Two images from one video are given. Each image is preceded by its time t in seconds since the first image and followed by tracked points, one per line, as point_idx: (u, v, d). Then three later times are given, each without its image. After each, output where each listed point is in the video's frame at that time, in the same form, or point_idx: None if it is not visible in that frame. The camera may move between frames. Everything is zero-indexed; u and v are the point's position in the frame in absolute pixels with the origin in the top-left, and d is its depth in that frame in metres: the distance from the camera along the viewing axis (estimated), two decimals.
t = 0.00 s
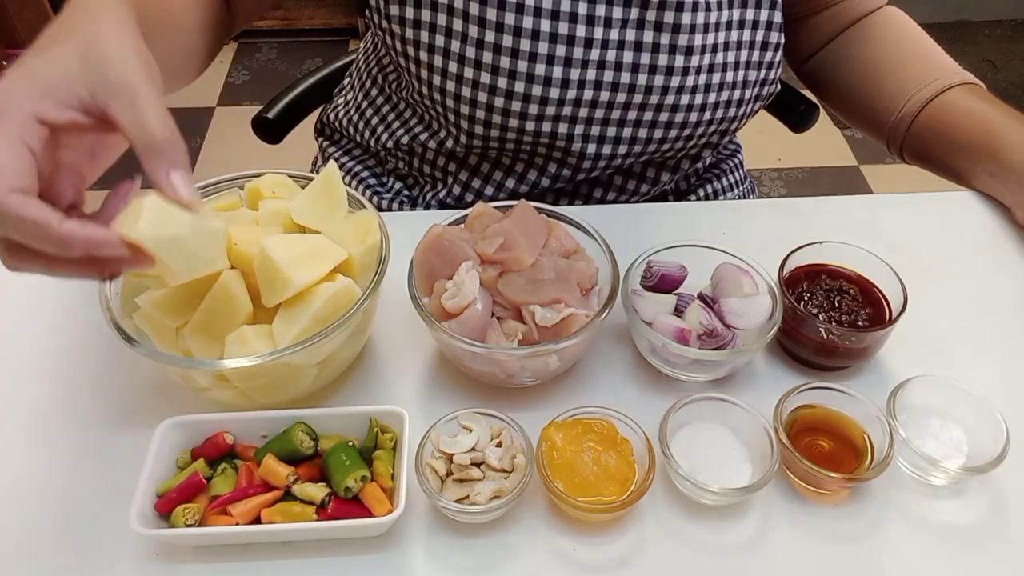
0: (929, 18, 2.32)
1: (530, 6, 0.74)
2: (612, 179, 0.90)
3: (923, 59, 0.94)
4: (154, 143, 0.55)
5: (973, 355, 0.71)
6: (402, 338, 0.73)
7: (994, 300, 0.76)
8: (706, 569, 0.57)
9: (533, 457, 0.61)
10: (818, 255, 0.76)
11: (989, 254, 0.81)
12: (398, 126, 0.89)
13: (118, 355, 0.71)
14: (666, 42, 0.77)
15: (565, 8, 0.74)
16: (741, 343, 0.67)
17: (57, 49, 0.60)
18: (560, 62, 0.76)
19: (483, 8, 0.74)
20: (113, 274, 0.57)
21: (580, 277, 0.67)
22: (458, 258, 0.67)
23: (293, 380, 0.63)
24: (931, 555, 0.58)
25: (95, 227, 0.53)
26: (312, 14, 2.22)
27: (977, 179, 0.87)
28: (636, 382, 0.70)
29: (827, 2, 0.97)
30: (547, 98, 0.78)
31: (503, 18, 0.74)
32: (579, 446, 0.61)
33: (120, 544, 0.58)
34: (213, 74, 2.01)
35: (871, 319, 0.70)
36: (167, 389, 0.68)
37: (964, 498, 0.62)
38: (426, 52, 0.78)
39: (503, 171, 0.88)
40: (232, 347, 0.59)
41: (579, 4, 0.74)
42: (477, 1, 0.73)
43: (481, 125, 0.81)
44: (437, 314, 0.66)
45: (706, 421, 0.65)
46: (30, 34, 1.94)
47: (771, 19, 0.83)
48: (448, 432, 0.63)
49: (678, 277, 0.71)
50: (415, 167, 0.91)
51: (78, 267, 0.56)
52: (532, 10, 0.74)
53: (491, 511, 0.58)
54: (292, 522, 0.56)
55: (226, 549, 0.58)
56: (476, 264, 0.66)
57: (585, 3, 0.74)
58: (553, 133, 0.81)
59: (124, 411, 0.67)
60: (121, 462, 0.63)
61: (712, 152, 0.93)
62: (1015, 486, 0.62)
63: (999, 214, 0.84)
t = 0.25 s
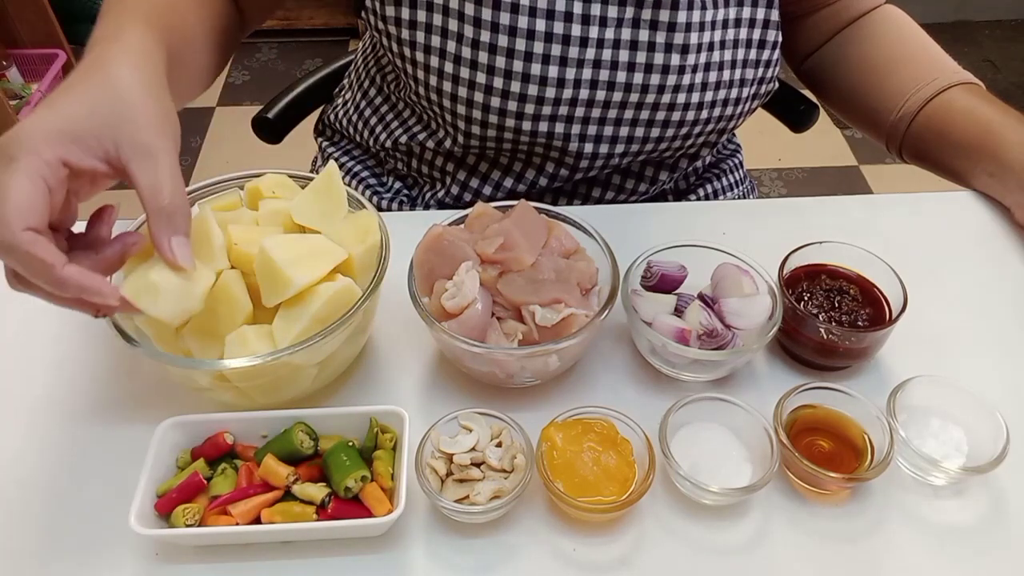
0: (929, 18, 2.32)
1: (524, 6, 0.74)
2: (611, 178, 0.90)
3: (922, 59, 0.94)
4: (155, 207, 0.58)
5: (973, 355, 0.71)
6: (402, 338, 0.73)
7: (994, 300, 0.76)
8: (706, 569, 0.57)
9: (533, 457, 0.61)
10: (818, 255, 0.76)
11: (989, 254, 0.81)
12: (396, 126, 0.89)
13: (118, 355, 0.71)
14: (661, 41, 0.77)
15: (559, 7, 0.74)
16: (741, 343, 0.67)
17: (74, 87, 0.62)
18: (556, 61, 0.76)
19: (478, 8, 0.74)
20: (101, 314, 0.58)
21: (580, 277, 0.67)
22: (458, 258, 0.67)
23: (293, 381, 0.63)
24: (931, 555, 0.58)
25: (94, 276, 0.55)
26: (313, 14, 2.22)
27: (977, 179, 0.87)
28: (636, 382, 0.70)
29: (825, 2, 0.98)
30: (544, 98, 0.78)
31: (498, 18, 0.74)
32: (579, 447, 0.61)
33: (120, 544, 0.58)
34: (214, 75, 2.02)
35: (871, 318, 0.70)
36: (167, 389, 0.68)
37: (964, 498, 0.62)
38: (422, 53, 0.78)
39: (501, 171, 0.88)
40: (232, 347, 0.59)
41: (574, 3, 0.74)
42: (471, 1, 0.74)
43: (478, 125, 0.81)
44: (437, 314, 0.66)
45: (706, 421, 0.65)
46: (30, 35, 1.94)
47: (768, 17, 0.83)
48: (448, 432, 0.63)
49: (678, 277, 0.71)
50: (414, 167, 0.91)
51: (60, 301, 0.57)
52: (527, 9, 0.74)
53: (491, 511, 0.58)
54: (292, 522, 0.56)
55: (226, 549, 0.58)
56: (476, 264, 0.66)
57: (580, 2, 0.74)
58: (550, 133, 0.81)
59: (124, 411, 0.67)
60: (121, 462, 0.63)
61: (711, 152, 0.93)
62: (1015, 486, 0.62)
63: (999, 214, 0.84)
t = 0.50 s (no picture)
0: (930, 18, 2.32)
1: (524, 8, 0.74)
2: (611, 178, 0.90)
3: (922, 58, 0.94)
4: (139, 228, 0.58)
5: (973, 355, 0.71)
6: (402, 338, 0.73)
7: (994, 300, 0.76)
8: (706, 569, 0.57)
9: (533, 457, 0.61)
10: (818, 255, 0.76)
11: (989, 254, 0.81)
12: (397, 126, 0.89)
13: (118, 355, 0.71)
14: (661, 42, 0.77)
15: (559, 9, 0.74)
16: (742, 343, 0.67)
17: (83, 104, 0.63)
18: (555, 63, 0.76)
19: (477, 9, 0.74)
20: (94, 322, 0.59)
21: (580, 277, 0.67)
22: (458, 259, 0.67)
23: (294, 380, 0.63)
24: (931, 555, 0.58)
25: (86, 281, 0.56)
26: (312, 14, 2.22)
27: (977, 179, 0.87)
28: (636, 382, 0.70)
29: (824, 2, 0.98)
30: (543, 99, 0.78)
31: (498, 20, 0.74)
32: (579, 447, 0.61)
33: (120, 545, 0.58)
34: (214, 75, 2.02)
35: (871, 318, 0.70)
36: (167, 389, 0.68)
37: (964, 498, 0.62)
38: (422, 54, 0.78)
39: (501, 171, 0.88)
40: (232, 347, 0.59)
41: (573, 4, 0.74)
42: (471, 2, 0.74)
43: (478, 127, 0.81)
44: (437, 314, 0.66)
45: (706, 421, 0.65)
46: (30, 35, 1.94)
47: (767, 17, 0.83)
48: (448, 432, 0.63)
49: (678, 277, 0.71)
50: (414, 167, 0.91)
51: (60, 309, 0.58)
52: (526, 11, 0.74)
53: (491, 511, 0.58)
54: (292, 522, 0.56)
55: (225, 549, 0.58)
56: (476, 264, 0.66)
57: (579, 3, 0.74)
58: (549, 134, 0.81)
59: (124, 412, 0.66)
60: (121, 462, 0.63)
61: (711, 151, 0.93)
62: (1015, 486, 0.62)
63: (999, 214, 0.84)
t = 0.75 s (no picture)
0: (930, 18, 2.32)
1: (523, 10, 0.74)
2: (611, 179, 0.90)
3: (921, 58, 0.94)
4: (146, 234, 0.58)
5: (973, 355, 0.71)
6: (402, 338, 0.73)
7: (994, 300, 0.76)
8: (706, 569, 0.57)
9: (533, 457, 0.61)
10: (818, 255, 0.76)
11: (988, 254, 0.81)
12: (397, 127, 0.89)
13: (117, 355, 0.71)
14: (660, 43, 0.77)
15: (558, 11, 0.74)
16: (742, 343, 0.67)
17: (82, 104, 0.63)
18: (555, 64, 0.76)
19: (477, 12, 0.74)
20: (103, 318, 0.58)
21: (580, 277, 0.67)
22: (458, 258, 0.67)
23: (293, 380, 0.63)
24: (931, 555, 0.58)
25: (115, 273, 0.55)
26: (313, 14, 2.22)
27: (977, 180, 0.87)
28: (636, 382, 0.70)
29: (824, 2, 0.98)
30: (543, 101, 0.78)
31: (497, 22, 0.74)
32: (579, 447, 0.61)
33: (119, 545, 0.58)
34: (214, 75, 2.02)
35: (871, 318, 0.70)
36: (167, 389, 0.68)
37: (964, 498, 0.62)
38: (421, 57, 0.78)
39: (502, 172, 0.88)
40: (232, 347, 0.59)
41: (572, 6, 0.74)
42: (470, 5, 0.74)
43: (478, 128, 0.82)
44: (437, 314, 0.66)
45: (706, 421, 0.65)
46: (30, 35, 1.94)
47: (767, 18, 0.82)
48: (448, 432, 0.63)
49: (678, 277, 0.71)
50: (414, 168, 0.91)
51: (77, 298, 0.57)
52: (525, 13, 0.74)
53: (491, 511, 0.58)
54: (292, 522, 0.56)
55: (225, 549, 0.58)
56: (476, 264, 0.66)
57: (578, 5, 0.75)
58: (549, 136, 0.81)
59: (124, 412, 0.66)
60: (122, 462, 0.63)
61: (711, 152, 0.93)
62: (1015, 486, 0.62)
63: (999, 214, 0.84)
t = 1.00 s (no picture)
0: (930, 18, 2.32)
1: (523, 13, 0.74)
2: (611, 180, 0.90)
3: (921, 58, 0.94)
4: (162, 227, 0.57)
5: (973, 355, 0.71)
6: (402, 338, 0.73)
7: (993, 300, 0.77)
8: (706, 569, 0.57)
9: (533, 457, 0.61)
10: (818, 255, 0.76)
11: (988, 254, 0.81)
12: (397, 127, 0.89)
13: (117, 355, 0.71)
14: (660, 46, 0.77)
15: (557, 14, 0.75)
16: (741, 343, 0.67)
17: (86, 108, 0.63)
18: (554, 67, 0.76)
19: (476, 15, 0.74)
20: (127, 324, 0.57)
21: (580, 277, 0.67)
22: (458, 258, 0.67)
23: (293, 380, 0.63)
24: (931, 555, 0.58)
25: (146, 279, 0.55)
26: (312, 15, 2.22)
27: (977, 180, 0.87)
28: (635, 382, 0.70)
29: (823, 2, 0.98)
30: (542, 104, 0.78)
31: (496, 26, 0.75)
32: (579, 447, 0.61)
33: (119, 545, 0.58)
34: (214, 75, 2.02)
35: (871, 318, 0.70)
36: (166, 389, 0.68)
37: (963, 498, 0.62)
38: (421, 60, 0.78)
39: (502, 172, 0.88)
40: (232, 347, 0.59)
41: (571, 9, 0.75)
42: (469, 9, 0.74)
43: (478, 131, 0.82)
44: (437, 314, 0.66)
45: (706, 421, 0.65)
46: (30, 36, 1.94)
47: (767, 20, 0.82)
48: (448, 432, 0.63)
49: (678, 277, 0.71)
50: (414, 169, 0.91)
51: (104, 305, 0.56)
52: (524, 16, 0.74)
53: (491, 511, 0.58)
54: (292, 522, 0.56)
55: (225, 548, 0.58)
56: (476, 264, 0.66)
57: (578, 8, 0.75)
58: (549, 139, 0.81)
59: (124, 412, 0.66)
60: (121, 462, 0.63)
61: (711, 152, 0.93)
62: (1015, 486, 0.62)
63: (998, 214, 0.84)
